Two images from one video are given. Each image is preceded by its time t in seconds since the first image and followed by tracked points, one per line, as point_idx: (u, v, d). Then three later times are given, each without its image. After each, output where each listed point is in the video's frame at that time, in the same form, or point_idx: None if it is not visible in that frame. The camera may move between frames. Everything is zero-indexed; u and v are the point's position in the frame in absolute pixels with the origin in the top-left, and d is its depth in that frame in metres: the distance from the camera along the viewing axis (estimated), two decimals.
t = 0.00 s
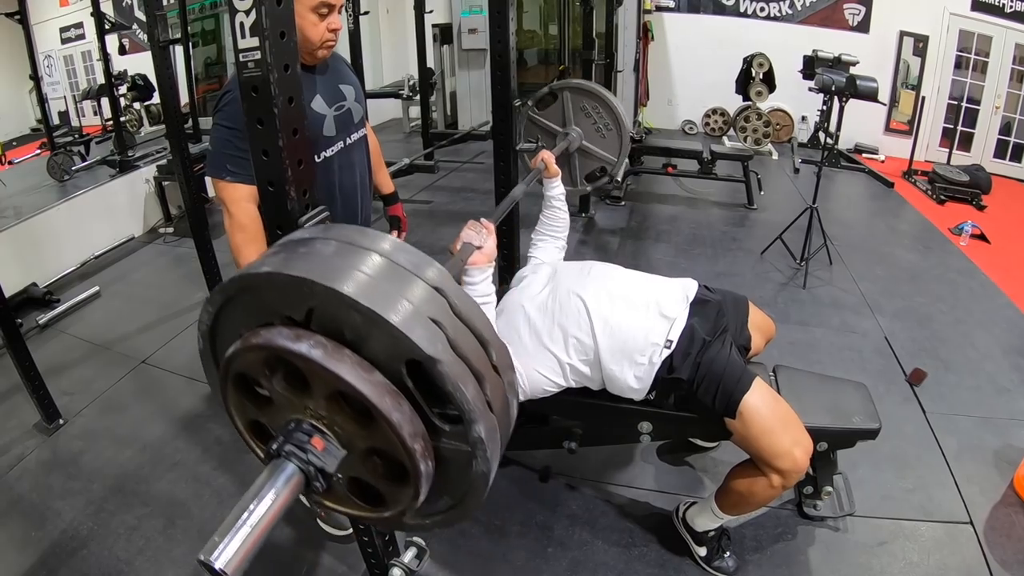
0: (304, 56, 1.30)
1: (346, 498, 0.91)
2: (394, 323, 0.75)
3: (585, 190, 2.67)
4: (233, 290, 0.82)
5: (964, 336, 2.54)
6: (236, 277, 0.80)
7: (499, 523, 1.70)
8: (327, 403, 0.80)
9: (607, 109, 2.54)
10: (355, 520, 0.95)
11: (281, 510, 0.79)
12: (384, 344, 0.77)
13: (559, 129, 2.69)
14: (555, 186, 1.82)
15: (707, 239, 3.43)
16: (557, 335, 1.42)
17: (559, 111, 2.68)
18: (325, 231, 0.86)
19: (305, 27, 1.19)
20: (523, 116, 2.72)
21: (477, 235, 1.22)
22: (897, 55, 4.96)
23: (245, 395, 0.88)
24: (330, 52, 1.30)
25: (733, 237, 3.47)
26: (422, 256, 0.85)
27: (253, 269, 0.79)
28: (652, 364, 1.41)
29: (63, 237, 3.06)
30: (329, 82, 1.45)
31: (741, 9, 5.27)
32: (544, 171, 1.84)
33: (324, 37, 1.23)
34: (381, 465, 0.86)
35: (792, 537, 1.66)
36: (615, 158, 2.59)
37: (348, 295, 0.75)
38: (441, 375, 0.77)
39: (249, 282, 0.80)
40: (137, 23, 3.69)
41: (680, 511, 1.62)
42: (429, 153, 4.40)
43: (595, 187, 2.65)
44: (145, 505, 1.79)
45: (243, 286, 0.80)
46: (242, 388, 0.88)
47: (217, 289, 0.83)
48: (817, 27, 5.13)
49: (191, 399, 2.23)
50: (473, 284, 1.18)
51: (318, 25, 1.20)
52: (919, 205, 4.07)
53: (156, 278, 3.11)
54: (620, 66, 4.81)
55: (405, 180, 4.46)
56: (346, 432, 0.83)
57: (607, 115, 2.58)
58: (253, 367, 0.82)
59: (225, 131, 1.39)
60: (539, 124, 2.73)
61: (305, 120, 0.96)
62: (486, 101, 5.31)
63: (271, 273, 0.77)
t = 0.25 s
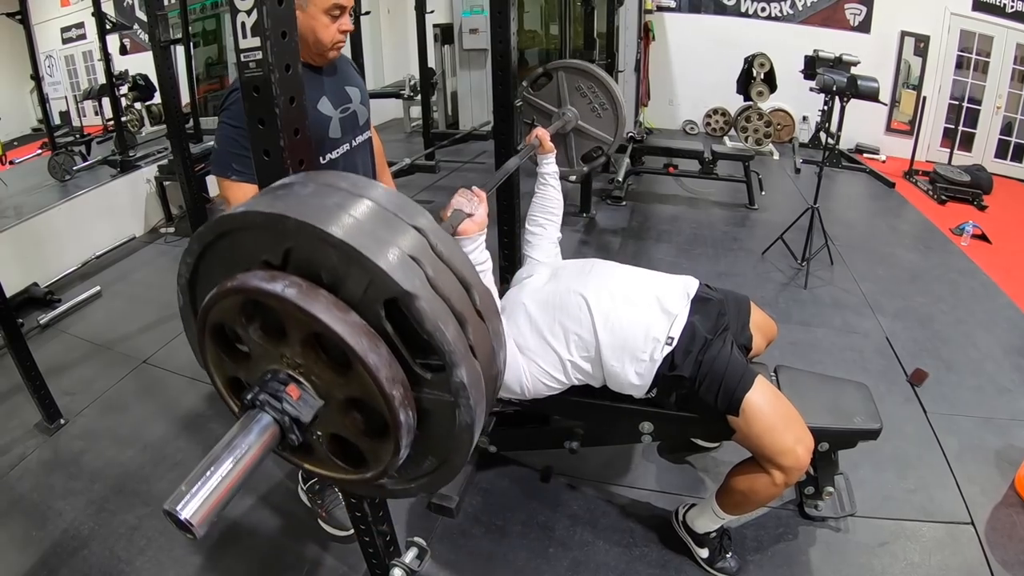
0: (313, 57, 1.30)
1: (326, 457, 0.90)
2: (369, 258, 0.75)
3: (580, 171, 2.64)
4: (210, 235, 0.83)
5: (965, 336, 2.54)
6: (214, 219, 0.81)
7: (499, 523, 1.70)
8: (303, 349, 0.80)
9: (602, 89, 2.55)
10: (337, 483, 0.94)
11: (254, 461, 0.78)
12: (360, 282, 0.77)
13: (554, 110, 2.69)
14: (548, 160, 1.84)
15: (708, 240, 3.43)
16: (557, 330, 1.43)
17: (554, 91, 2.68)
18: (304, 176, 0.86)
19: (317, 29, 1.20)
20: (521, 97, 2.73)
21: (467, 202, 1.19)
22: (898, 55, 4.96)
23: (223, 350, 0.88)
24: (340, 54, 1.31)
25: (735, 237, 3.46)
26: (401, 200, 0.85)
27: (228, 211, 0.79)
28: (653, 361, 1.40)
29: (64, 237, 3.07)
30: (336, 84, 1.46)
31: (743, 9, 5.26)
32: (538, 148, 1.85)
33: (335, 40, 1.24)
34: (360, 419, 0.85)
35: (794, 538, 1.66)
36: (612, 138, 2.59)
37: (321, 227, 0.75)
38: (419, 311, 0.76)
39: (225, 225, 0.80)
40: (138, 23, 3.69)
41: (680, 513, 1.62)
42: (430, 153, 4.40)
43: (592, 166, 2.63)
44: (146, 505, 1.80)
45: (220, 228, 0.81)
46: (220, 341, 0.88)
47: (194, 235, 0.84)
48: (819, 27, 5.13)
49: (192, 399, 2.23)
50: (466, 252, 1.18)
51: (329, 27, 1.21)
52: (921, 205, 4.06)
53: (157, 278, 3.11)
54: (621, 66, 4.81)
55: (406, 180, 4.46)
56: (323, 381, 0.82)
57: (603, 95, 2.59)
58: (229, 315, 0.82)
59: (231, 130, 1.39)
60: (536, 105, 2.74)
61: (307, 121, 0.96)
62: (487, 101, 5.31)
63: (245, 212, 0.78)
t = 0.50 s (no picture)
0: (325, 56, 1.31)
1: (323, 453, 0.90)
2: (366, 248, 0.75)
3: (581, 168, 2.64)
4: (208, 226, 0.84)
5: (966, 336, 2.54)
6: (211, 211, 0.81)
7: (500, 523, 1.70)
8: (299, 342, 0.80)
9: (604, 84, 2.54)
10: (334, 480, 0.94)
11: (249, 456, 0.78)
12: (357, 273, 0.78)
13: (556, 106, 2.70)
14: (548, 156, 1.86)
15: (709, 240, 3.43)
16: (557, 329, 1.43)
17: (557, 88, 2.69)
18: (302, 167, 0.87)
19: (334, 30, 1.21)
20: (523, 93, 2.74)
21: (467, 197, 1.15)
22: (899, 55, 4.96)
23: (220, 343, 0.89)
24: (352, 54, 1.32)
25: (736, 237, 3.46)
26: (400, 192, 0.86)
27: (225, 201, 0.80)
28: (654, 361, 1.40)
29: (65, 237, 3.07)
30: (342, 85, 1.47)
31: (743, 9, 5.26)
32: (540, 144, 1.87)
33: (350, 40, 1.24)
34: (357, 412, 0.85)
35: (794, 538, 1.66)
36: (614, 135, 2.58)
37: (319, 218, 0.76)
38: (416, 302, 0.77)
39: (222, 215, 0.81)
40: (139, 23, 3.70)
41: (678, 517, 1.62)
42: (431, 153, 4.40)
43: (592, 164, 2.63)
44: (147, 504, 1.80)
45: (217, 219, 0.82)
46: (217, 334, 0.88)
47: (192, 226, 0.85)
48: (819, 27, 5.13)
49: (193, 399, 2.23)
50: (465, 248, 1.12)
51: (345, 28, 1.21)
52: (922, 205, 4.06)
53: (158, 278, 3.11)
54: (622, 66, 4.81)
55: (407, 180, 4.46)
56: (319, 375, 0.82)
57: (605, 90, 2.58)
58: (226, 307, 0.83)
59: (234, 130, 1.39)
60: (537, 101, 2.76)
61: (308, 120, 0.96)
62: (488, 101, 5.31)
63: (242, 202, 0.78)
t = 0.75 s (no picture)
0: (326, 55, 1.31)
1: (326, 461, 0.90)
2: (371, 259, 0.75)
3: (584, 171, 2.64)
4: (210, 233, 0.84)
5: (966, 336, 2.54)
6: (215, 218, 0.81)
7: (500, 523, 1.70)
8: (302, 352, 0.80)
9: (607, 86, 2.56)
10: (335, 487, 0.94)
11: (253, 467, 0.78)
12: (361, 284, 0.77)
13: (559, 108, 2.71)
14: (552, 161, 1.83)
15: (709, 240, 3.43)
16: (557, 329, 1.43)
17: (559, 89, 2.70)
18: (306, 174, 0.87)
19: (334, 30, 1.21)
20: (525, 94, 2.75)
21: (471, 200, 1.15)
22: (899, 55, 4.96)
23: (223, 350, 0.88)
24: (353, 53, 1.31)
25: (736, 237, 3.47)
26: (405, 201, 0.85)
27: (229, 209, 0.80)
28: (654, 364, 1.40)
29: (64, 237, 3.07)
30: (342, 85, 1.47)
31: (744, 9, 5.26)
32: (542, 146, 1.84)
33: (351, 39, 1.24)
34: (360, 422, 0.85)
35: (795, 538, 1.66)
36: (616, 137, 2.59)
37: (323, 229, 0.75)
38: (420, 314, 0.76)
39: (225, 223, 0.81)
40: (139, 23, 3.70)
41: (679, 517, 1.62)
42: (431, 153, 4.40)
43: (593, 166, 2.64)
44: (148, 504, 1.80)
45: (221, 226, 0.81)
46: (219, 341, 0.88)
47: (195, 232, 0.85)
48: (819, 27, 5.13)
49: (193, 399, 2.23)
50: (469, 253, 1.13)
51: (345, 27, 1.21)
52: (922, 206, 4.06)
53: (158, 278, 3.12)
54: (622, 66, 4.81)
55: (407, 180, 4.46)
56: (322, 385, 0.82)
57: (608, 93, 2.61)
58: (228, 314, 0.82)
59: (234, 129, 1.39)
60: (540, 102, 2.77)
61: (308, 121, 0.96)
62: (488, 101, 5.32)
63: (245, 211, 0.78)
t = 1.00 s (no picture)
0: (318, 57, 1.31)
1: (347, 499, 0.91)
2: (395, 318, 0.75)
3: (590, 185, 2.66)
4: (230, 284, 0.82)
5: (966, 337, 2.54)
6: (236, 270, 0.80)
7: (500, 524, 1.70)
8: (328, 402, 0.80)
9: (612, 100, 2.53)
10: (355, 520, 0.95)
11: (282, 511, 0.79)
12: (385, 340, 0.77)
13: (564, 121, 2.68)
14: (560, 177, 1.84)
15: (709, 241, 3.43)
16: (559, 332, 1.43)
17: (565, 103, 2.66)
18: (325, 222, 0.85)
19: (319, 30, 1.21)
20: (530, 108, 2.70)
21: (482, 228, 1.17)
22: (899, 57, 4.97)
23: (245, 392, 0.88)
24: (344, 55, 1.31)
25: (736, 238, 3.47)
26: (424, 250, 0.85)
27: (250, 263, 0.78)
28: (654, 365, 1.40)
29: (65, 237, 3.07)
30: (342, 87, 1.47)
31: (744, 11, 5.27)
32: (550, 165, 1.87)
33: (338, 41, 1.24)
34: (383, 465, 0.85)
35: (795, 539, 1.66)
36: (623, 153, 2.58)
37: (349, 289, 0.75)
38: (444, 370, 0.76)
39: (247, 276, 0.79)
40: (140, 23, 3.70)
41: (678, 518, 1.62)
42: (432, 154, 4.40)
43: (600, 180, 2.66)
44: (148, 504, 1.80)
45: (242, 279, 0.80)
46: (241, 384, 0.88)
47: (214, 282, 0.83)
48: (819, 28, 5.13)
49: (193, 400, 2.23)
50: (480, 280, 1.16)
51: (332, 29, 1.22)
52: (923, 207, 4.06)
53: (159, 278, 3.12)
54: (622, 68, 4.81)
55: (408, 180, 4.47)
56: (346, 431, 0.82)
57: (614, 107, 2.58)
58: (253, 363, 0.82)
59: (236, 129, 1.40)
60: (545, 116, 2.72)
61: (309, 121, 0.96)
62: (488, 102, 5.32)
63: (268, 266, 0.77)
